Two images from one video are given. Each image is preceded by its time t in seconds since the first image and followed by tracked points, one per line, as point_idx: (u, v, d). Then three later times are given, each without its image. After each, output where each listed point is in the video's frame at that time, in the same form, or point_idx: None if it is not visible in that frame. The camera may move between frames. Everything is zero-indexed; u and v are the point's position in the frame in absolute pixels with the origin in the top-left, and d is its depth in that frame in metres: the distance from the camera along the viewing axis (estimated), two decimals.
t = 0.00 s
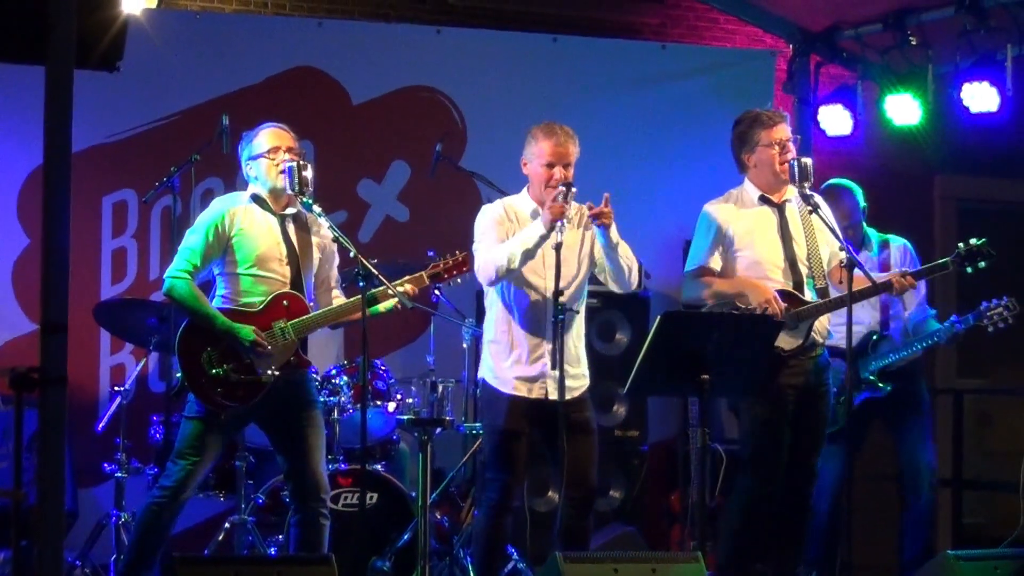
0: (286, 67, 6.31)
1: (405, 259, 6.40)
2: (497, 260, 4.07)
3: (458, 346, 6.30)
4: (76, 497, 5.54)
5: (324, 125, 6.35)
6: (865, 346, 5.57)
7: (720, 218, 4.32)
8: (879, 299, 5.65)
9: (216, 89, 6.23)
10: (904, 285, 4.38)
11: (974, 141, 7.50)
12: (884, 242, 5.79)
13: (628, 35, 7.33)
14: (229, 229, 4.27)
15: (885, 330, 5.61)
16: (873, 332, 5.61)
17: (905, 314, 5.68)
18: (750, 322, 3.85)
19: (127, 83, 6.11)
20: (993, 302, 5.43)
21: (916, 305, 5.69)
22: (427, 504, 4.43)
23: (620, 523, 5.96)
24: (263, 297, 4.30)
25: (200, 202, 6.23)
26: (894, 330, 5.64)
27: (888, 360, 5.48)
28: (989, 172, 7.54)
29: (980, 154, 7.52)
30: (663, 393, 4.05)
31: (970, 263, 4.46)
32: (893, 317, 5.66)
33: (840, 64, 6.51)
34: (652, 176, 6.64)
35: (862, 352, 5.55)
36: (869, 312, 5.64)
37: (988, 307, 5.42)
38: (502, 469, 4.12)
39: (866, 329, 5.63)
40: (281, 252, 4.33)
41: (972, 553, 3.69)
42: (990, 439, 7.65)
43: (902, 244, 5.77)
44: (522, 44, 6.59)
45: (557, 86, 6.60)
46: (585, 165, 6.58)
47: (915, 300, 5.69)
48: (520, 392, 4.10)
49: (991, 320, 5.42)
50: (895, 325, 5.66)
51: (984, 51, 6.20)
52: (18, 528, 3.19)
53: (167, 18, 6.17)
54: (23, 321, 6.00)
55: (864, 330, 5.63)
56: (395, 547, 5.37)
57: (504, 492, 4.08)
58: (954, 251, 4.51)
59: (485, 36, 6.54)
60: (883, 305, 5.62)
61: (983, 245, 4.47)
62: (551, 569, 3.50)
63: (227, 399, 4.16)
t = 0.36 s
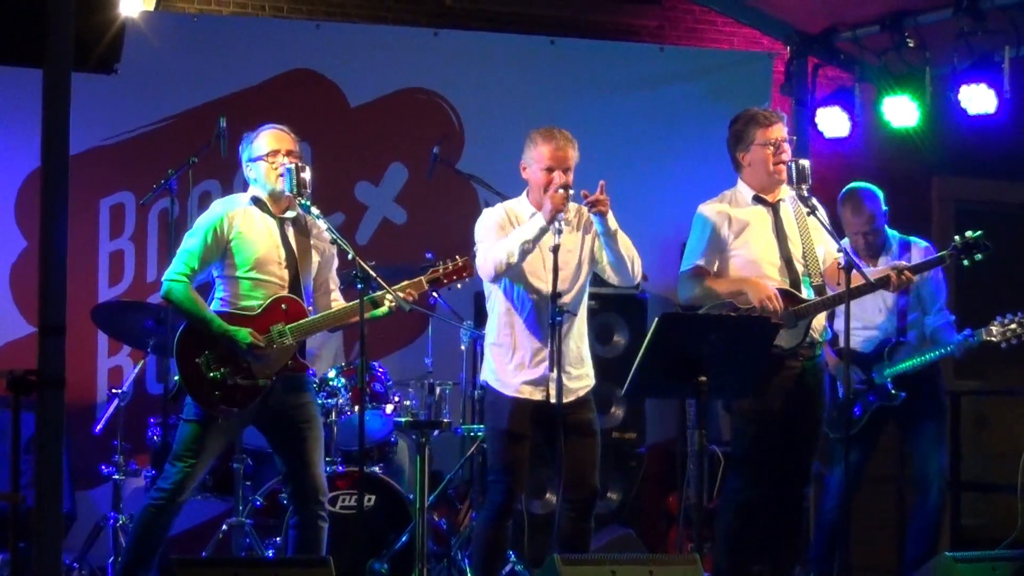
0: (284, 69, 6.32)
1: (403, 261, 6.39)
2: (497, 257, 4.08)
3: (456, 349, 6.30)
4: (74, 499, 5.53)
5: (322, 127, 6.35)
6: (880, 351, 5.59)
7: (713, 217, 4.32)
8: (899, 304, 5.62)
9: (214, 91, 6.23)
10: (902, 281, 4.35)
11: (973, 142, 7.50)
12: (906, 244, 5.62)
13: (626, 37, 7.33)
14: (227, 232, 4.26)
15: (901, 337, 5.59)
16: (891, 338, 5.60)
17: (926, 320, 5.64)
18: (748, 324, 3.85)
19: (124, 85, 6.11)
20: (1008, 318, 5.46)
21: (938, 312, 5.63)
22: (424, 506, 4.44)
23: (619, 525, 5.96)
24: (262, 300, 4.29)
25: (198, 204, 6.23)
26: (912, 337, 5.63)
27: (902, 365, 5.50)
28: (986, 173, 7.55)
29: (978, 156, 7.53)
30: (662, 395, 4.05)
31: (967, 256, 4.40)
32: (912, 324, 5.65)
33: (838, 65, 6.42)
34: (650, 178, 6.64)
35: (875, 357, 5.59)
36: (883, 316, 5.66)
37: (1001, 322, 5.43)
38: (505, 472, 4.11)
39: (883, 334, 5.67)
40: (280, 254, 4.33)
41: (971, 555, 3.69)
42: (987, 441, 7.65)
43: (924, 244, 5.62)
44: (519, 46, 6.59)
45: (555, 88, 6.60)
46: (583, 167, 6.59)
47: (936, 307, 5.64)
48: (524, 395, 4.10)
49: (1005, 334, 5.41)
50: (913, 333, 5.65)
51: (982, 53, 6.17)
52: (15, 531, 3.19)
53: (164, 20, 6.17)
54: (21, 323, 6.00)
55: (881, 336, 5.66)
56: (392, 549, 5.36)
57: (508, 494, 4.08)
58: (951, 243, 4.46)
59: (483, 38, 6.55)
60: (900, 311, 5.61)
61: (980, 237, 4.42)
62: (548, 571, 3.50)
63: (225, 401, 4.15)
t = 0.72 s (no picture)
0: (282, 68, 6.31)
1: (402, 260, 6.39)
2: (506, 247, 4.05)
3: (454, 348, 6.30)
4: (73, 498, 5.54)
5: (321, 127, 6.35)
6: (881, 351, 5.61)
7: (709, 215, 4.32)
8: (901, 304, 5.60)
9: (213, 90, 6.23)
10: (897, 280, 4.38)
11: (972, 141, 7.50)
12: (909, 243, 5.65)
13: (625, 36, 7.33)
14: (222, 230, 4.26)
15: (901, 338, 5.59)
16: (890, 339, 5.61)
17: (928, 321, 5.63)
18: (747, 323, 3.86)
19: (123, 84, 6.11)
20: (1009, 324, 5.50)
21: (940, 314, 5.59)
22: (423, 504, 4.44)
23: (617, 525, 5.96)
24: (258, 298, 4.30)
25: (197, 203, 6.23)
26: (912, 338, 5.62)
27: (903, 366, 5.50)
28: (985, 172, 7.55)
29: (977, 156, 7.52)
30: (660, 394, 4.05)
31: (962, 255, 4.45)
32: (914, 324, 5.65)
33: (837, 64, 6.43)
34: (648, 177, 6.64)
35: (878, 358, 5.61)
36: (883, 314, 5.67)
37: (1003, 329, 5.46)
38: (505, 471, 4.10)
39: (882, 334, 5.67)
40: (276, 252, 4.33)
41: (969, 554, 3.69)
42: (986, 440, 7.65)
43: (927, 244, 5.66)
44: (518, 45, 6.58)
45: (555, 88, 6.60)
46: (582, 167, 6.58)
47: (938, 308, 5.61)
48: (524, 394, 4.09)
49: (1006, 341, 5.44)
50: (914, 334, 5.65)
51: (981, 52, 6.16)
52: (15, 529, 3.19)
53: (164, 19, 6.17)
54: (21, 322, 6.00)
55: (882, 336, 5.66)
56: (391, 548, 5.37)
57: (508, 494, 4.07)
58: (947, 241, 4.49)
59: (482, 37, 6.54)
60: (901, 312, 5.59)
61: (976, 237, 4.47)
62: (547, 570, 3.49)
63: (225, 401, 4.15)
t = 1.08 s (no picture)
0: (279, 68, 6.31)
1: (398, 261, 6.39)
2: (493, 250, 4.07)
3: (450, 349, 6.30)
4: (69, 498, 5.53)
5: (317, 127, 6.35)
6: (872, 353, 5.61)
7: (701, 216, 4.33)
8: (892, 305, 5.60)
9: (209, 90, 6.22)
10: (891, 284, 4.41)
11: (968, 143, 7.50)
12: (899, 244, 5.66)
13: (621, 37, 7.33)
14: (218, 231, 4.26)
15: (892, 339, 5.60)
16: (881, 340, 5.61)
17: (918, 322, 5.65)
18: (742, 324, 3.87)
19: (120, 84, 6.10)
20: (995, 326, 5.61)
21: (931, 314, 5.62)
22: (419, 505, 4.44)
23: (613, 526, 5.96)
24: (254, 299, 4.30)
25: (194, 203, 6.23)
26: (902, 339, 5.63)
27: (893, 367, 5.50)
28: (981, 174, 7.55)
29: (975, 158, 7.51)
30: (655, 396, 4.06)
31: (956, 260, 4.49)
32: (903, 326, 5.67)
33: (834, 66, 6.48)
34: (645, 179, 6.64)
35: (868, 359, 5.59)
36: (875, 316, 5.67)
37: (991, 329, 5.56)
38: (501, 471, 4.11)
39: (874, 335, 5.67)
40: (272, 253, 4.33)
41: (964, 556, 3.69)
42: (981, 442, 7.66)
43: (918, 244, 5.65)
44: (515, 46, 6.58)
45: (552, 89, 6.60)
46: (578, 168, 6.58)
47: (929, 309, 5.64)
48: (520, 395, 4.11)
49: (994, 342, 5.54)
50: (904, 335, 5.67)
51: (977, 54, 6.16)
52: (9, 530, 3.19)
53: (160, 19, 6.16)
54: (16, 322, 5.99)
55: (871, 337, 5.67)
56: (387, 549, 5.36)
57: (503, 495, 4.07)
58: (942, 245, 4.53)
59: (479, 37, 6.54)
60: (892, 313, 5.60)
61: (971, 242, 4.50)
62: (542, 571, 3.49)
63: (219, 403, 4.16)
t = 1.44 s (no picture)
0: (276, 67, 6.31)
1: (396, 259, 6.39)
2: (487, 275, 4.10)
3: (448, 347, 6.30)
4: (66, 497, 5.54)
5: (315, 126, 6.35)
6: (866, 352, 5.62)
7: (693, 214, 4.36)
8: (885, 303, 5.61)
9: (206, 89, 6.22)
10: (886, 269, 4.49)
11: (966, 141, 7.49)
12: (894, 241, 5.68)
13: (619, 35, 7.32)
14: (215, 230, 4.26)
15: (887, 336, 5.60)
16: (876, 338, 5.62)
17: (913, 319, 5.62)
18: (740, 321, 3.87)
19: (117, 82, 6.10)
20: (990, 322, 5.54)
21: (926, 312, 5.59)
22: (416, 503, 4.45)
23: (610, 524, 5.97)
24: (251, 298, 4.30)
25: (191, 201, 6.22)
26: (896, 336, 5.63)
27: (888, 366, 5.51)
28: (979, 173, 7.55)
29: (973, 157, 7.50)
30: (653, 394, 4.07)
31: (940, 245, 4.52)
32: (897, 323, 5.64)
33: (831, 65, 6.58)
34: (642, 177, 6.65)
35: (862, 355, 5.61)
36: (871, 314, 5.69)
37: (983, 326, 5.48)
38: (494, 468, 4.12)
39: (870, 332, 5.69)
40: (268, 252, 4.33)
41: (963, 554, 3.69)
42: (978, 440, 7.66)
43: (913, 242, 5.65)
44: (512, 44, 6.58)
45: (549, 87, 6.60)
46: (576, 166, 6.58)
47: (924, 306, 5.61)
48: (513, 392, 4.12)
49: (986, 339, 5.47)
50: (900, 332, 5.63)
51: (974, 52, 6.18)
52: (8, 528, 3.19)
53: (158, 17, 6.16)
54: (14, 321, 5.98)
55: (866, 334, 5.69)
56: (385, 547, 5.36)
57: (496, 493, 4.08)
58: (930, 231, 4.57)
59: (476, 36, 6.54)
60: (886, 310, 5.59)
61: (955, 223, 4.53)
62: (541, 569, 3.49)
63: (218, 401, 4.17)
